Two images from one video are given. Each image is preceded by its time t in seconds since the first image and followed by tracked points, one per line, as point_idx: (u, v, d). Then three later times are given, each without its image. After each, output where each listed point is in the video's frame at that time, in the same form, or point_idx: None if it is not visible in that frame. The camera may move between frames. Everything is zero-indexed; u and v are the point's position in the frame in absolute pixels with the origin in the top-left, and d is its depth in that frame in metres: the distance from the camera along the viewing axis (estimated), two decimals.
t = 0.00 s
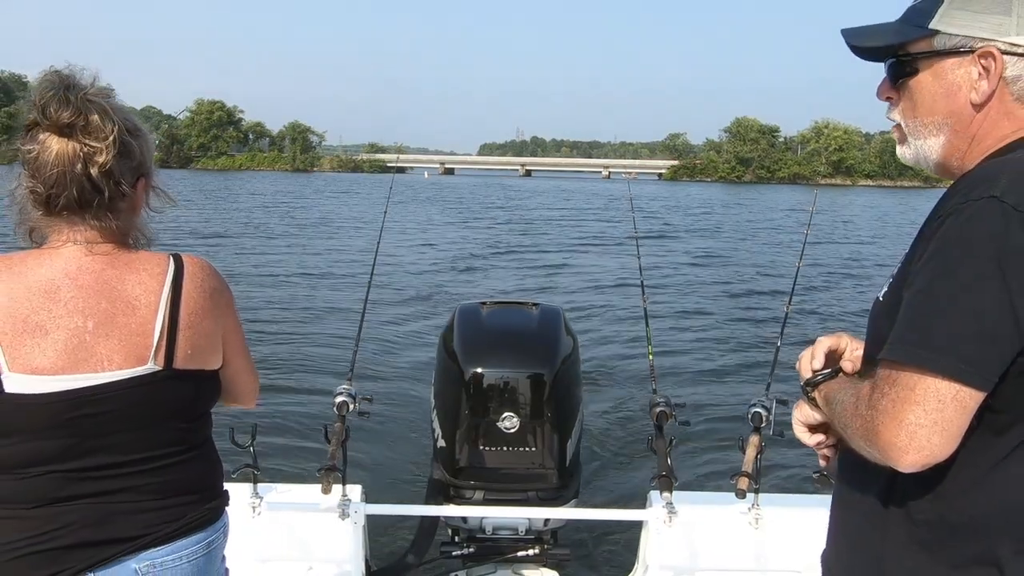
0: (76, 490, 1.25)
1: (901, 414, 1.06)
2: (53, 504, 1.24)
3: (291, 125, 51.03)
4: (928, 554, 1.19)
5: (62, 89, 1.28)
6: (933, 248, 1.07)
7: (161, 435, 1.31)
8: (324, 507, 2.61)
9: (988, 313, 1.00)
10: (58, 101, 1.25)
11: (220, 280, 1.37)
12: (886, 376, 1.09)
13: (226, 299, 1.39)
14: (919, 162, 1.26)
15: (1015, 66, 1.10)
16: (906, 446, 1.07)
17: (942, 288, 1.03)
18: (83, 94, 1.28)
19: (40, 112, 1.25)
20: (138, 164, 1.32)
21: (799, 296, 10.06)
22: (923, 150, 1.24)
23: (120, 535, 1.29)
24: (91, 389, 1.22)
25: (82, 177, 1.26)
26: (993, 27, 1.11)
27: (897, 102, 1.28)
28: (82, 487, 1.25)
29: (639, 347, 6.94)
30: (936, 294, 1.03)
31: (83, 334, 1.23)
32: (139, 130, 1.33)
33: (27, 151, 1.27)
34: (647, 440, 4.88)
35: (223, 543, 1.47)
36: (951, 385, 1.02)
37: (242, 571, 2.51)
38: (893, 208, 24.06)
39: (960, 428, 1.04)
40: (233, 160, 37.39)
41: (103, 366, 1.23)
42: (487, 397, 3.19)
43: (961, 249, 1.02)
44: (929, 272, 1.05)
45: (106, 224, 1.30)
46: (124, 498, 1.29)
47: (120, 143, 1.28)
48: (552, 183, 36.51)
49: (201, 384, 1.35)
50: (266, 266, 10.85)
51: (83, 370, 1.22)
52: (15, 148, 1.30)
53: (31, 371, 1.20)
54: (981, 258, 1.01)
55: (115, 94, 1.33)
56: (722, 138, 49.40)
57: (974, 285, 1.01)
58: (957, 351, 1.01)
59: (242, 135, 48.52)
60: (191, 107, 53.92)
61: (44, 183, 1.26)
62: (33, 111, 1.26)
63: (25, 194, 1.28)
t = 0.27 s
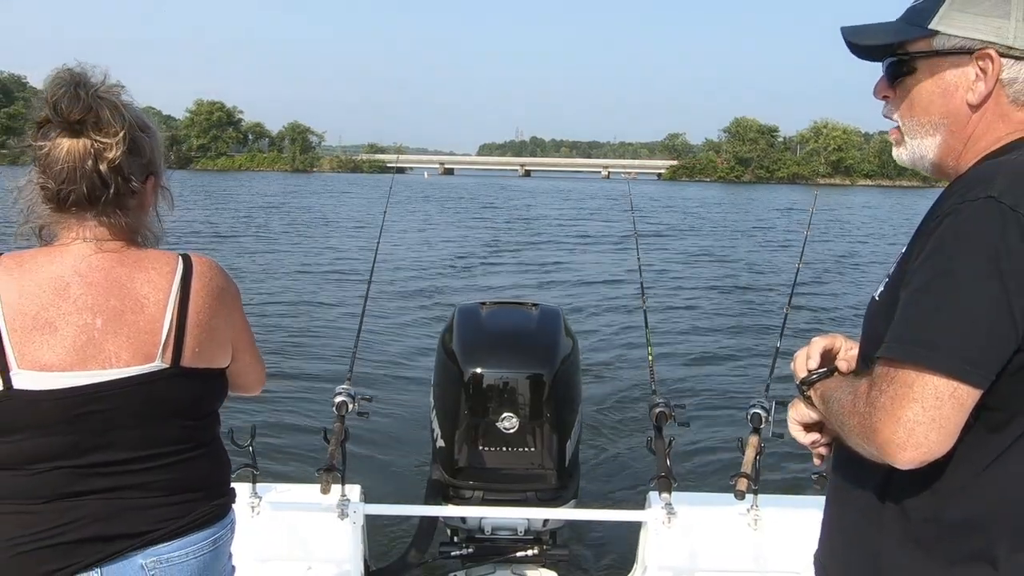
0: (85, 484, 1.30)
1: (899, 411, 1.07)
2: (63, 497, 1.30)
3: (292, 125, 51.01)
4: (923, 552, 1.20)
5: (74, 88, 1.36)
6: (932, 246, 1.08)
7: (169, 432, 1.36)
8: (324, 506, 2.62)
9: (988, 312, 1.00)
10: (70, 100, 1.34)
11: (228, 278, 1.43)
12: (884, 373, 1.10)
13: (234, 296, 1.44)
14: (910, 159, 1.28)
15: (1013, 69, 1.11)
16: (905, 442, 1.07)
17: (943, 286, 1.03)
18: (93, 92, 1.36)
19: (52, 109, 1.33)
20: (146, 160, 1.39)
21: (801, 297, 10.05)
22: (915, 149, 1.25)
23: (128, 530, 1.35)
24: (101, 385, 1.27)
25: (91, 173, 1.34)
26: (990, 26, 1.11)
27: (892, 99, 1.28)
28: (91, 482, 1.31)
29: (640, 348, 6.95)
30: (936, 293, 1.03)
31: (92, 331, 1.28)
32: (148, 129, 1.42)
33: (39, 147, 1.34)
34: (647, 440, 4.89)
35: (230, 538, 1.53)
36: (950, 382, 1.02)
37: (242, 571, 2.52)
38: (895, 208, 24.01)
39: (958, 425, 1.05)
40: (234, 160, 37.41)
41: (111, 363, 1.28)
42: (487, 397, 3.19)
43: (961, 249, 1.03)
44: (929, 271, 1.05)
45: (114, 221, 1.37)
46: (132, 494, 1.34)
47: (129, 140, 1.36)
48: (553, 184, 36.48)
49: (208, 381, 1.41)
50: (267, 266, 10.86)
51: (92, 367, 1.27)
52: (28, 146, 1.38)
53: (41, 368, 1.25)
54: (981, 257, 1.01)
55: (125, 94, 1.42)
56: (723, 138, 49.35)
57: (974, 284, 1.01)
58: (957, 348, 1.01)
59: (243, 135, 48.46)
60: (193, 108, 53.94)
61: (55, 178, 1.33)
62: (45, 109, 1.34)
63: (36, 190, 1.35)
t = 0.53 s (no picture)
0: (93, 485, 1.30)
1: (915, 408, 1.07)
2: (72, 499, 1.30)
3: (291, 125, 51.02)
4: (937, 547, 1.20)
5: (79, 88, 1.36)
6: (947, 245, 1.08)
7: (177, 433, 1.36)
8: (325, 507, 2.62)
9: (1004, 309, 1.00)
10: (77, 100, 1.34)
11: (233, 280, 1.43)
12: (901, 368, 1.10)
13: (240, 298, 1.44)
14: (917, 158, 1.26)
15: None
16: (924, 437, 1.07)
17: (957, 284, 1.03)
18: (100, 92, 1.36)
19: (58, 110, 1.33)
20: (152, 161, 1.39)
21: (800, 296, 10.06)
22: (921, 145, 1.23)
23: (136, 531, 1.35)
24: (107, 387, 1.27)
25: (97, 173, 1.33)
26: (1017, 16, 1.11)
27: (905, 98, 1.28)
28: (99, 483, 1.31)
29: (640, 348, 6.95)
30: (951, 291, 1.04)
31: (98, 333, 1.28)
32: (154, 129, 1.42)
33: (45, 148, 1.34)
34: (647, 440, 4.89)
35: (238, 538, 1.53)
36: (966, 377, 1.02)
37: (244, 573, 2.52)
38: (894, 207, 24.02)
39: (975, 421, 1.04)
40: (233, 162, 37.44)
41: (117, 364, 1.28)
42: (487, 398, 3.19)
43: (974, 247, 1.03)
44: (943, 269, 1.06)
45: (120, 222, 1.37)
46: (139, 496, 1.34)
47: (135, 140, 1.36)
48: (552, 184, 36.49)
49: (215, 382, 1.40)
50: (267, 267, 10.86)
51: (98, 369, 1.27)
52: (33, 148, 1.37)
53: (48, 369, 1.25)
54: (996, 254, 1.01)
55: (130, 94, 1.42)
56: (722, 138, 49.38)
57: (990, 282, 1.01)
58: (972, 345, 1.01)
59: (242, 135, 48.45)
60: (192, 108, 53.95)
61: (62, 178, 1.33)
62: (51, 109, 1.34)
63: (43, 191, 1.35)
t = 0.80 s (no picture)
0: (98, 487, 1.30)
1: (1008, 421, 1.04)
2: (75, 500, 1.30)
3: (291, 125, 51.05)
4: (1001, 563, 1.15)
5: (86, 90, 1.36)
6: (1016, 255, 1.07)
7: (181, 434, 1.36)
8: (327, 507, 2.62)
9: None
10: (85, 103, 1.33)
11: (239, 283, 1.43)
12: (987, 379, 1.06)
13: (245, 299, 1.44)
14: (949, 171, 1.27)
15: None
16: None
17: None
18: (106, 94, 1.36)
19: (64, 112, 1.33)
20: (160, 162, 1.39)
21: (800, 296, 10.06)
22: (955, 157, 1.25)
23: (140, 532, 1.34)
24: (111, 389, 1.27)
25: (103, 175, 1.33)
26: None
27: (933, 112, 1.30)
28: (101, 484, 1.30)
29: (641, 347, 6.96)
30: None
31: (101, 334, 1.28)
32: (161, 131, 1.41)
33: (53, 150, 1.34)
34: (648, 440, 4.89)
35: (242, 540, 1.53)
36: None
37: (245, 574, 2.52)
38: (894, 207, 24.02)
39: None
40: (234, 162, 37.49)
41: (120, 365, 1.28)
42: (488, 398, 3.19)
43: None
44: None
45: (126, 223, 1.37)
46: (144, 497, 1.34)
47: (142, 141, 1.36)
48: (552, 184, 36.51)
49: (220, 384, 1.40)
50: (268, 267, 10.87)
51: (101, 370, 1.27)
52: (43, 149, 1.38)
53: (51, 370, 1.25)
54: None
55: (138, 96, 1.42)
56: (722, 138, 49.40)
57: None
58: None
59: (242, 136, 48.50)
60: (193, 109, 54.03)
61: (69, 181, 1.33)
62: (57, 112, 1.34)
63: (52, 194, 1.36)
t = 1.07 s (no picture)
0: (97, 487, 1.30)
1: None
2: (73, 499, 1.30)
3: (291, 125, 51.09)
4: None
5: (81, 91, 1.36)
6: None
7: (180, 433, 1.35)
8: (327, 507, 2.62)
9: None
10: (80, 104, 1.33)
11: (238, 282, 1.42)
12: None
13: (243, 298, 1.43)
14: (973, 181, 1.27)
15: None
16: None
17: None
18: (101, 96, 1.36)
19: (60, 114, 1.33)
20: (157, 163, 1.39)
21: (800, 295, 10.07)
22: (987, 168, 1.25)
23: (140, 532, 1.34)
24: (109, 388, 1.26)
25: (98, 176, 1.33)
26: None
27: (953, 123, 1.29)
28: (99, 484, 1.30)
29: (641, 347, 6.96)
30: None
31: (98, 334, 1.28)
32: (157, 132, 1.41)
33: (49, 153, 1.35)
34: (648, 440, 4.89)
35: (242, 538, 1.52)
36: None
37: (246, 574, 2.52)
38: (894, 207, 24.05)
39: None
40: (234, 162, 37.54)
41: (118, 364, 1.28)
42: (489, 398, 3.19)
43: None
44: None
45: (122, 224, 1.37)
46: (142, 496, 1.34)
47: (139, 142, 1.36)
48: (551, 184, 36.53)
49: (220, 382, 1.39)
50: (268, 267, 10.88)
51: (98, 369, 1.27)
52: (39, 151, 1.38)
53: (48, 369, 1.25)
54: None
55: (135, 97, 1.42)
56: (721, 138, 49.44)
57: None
58: None
59: (242, 136, 48.49)
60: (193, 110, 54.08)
61: (64, 182, 1.33)
62: (53, 114, 1.35)
63: (48, 195, 1.36)
